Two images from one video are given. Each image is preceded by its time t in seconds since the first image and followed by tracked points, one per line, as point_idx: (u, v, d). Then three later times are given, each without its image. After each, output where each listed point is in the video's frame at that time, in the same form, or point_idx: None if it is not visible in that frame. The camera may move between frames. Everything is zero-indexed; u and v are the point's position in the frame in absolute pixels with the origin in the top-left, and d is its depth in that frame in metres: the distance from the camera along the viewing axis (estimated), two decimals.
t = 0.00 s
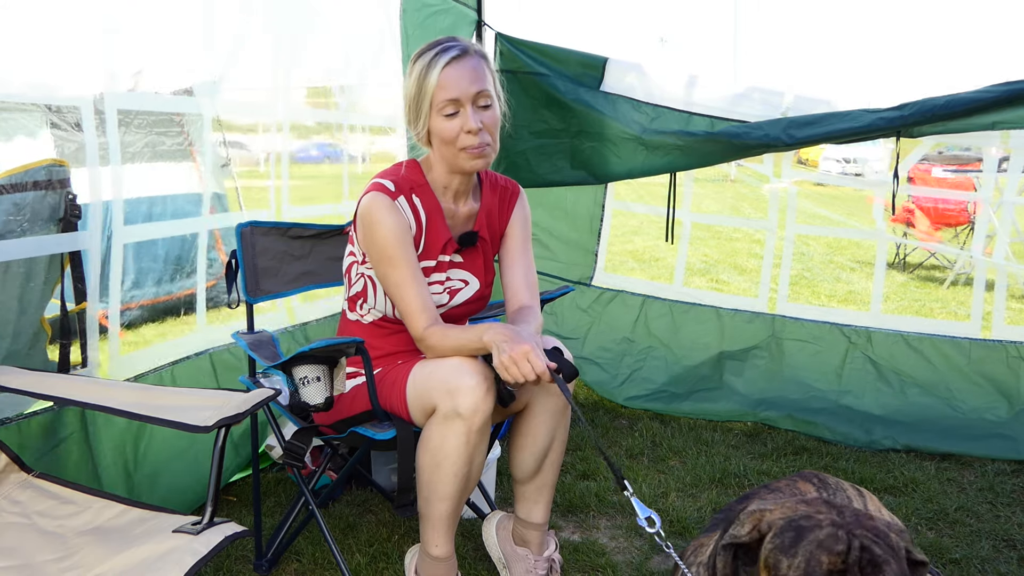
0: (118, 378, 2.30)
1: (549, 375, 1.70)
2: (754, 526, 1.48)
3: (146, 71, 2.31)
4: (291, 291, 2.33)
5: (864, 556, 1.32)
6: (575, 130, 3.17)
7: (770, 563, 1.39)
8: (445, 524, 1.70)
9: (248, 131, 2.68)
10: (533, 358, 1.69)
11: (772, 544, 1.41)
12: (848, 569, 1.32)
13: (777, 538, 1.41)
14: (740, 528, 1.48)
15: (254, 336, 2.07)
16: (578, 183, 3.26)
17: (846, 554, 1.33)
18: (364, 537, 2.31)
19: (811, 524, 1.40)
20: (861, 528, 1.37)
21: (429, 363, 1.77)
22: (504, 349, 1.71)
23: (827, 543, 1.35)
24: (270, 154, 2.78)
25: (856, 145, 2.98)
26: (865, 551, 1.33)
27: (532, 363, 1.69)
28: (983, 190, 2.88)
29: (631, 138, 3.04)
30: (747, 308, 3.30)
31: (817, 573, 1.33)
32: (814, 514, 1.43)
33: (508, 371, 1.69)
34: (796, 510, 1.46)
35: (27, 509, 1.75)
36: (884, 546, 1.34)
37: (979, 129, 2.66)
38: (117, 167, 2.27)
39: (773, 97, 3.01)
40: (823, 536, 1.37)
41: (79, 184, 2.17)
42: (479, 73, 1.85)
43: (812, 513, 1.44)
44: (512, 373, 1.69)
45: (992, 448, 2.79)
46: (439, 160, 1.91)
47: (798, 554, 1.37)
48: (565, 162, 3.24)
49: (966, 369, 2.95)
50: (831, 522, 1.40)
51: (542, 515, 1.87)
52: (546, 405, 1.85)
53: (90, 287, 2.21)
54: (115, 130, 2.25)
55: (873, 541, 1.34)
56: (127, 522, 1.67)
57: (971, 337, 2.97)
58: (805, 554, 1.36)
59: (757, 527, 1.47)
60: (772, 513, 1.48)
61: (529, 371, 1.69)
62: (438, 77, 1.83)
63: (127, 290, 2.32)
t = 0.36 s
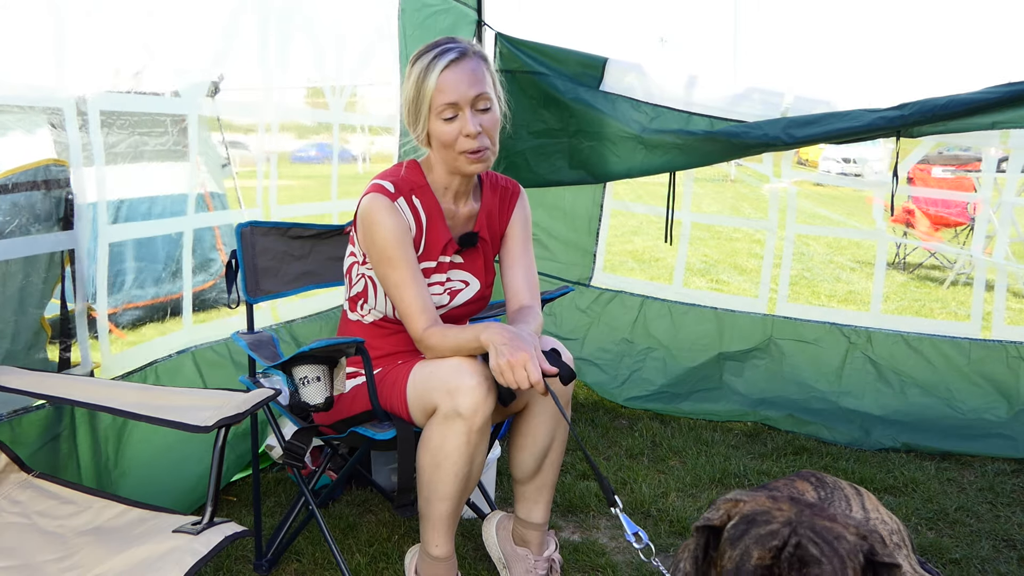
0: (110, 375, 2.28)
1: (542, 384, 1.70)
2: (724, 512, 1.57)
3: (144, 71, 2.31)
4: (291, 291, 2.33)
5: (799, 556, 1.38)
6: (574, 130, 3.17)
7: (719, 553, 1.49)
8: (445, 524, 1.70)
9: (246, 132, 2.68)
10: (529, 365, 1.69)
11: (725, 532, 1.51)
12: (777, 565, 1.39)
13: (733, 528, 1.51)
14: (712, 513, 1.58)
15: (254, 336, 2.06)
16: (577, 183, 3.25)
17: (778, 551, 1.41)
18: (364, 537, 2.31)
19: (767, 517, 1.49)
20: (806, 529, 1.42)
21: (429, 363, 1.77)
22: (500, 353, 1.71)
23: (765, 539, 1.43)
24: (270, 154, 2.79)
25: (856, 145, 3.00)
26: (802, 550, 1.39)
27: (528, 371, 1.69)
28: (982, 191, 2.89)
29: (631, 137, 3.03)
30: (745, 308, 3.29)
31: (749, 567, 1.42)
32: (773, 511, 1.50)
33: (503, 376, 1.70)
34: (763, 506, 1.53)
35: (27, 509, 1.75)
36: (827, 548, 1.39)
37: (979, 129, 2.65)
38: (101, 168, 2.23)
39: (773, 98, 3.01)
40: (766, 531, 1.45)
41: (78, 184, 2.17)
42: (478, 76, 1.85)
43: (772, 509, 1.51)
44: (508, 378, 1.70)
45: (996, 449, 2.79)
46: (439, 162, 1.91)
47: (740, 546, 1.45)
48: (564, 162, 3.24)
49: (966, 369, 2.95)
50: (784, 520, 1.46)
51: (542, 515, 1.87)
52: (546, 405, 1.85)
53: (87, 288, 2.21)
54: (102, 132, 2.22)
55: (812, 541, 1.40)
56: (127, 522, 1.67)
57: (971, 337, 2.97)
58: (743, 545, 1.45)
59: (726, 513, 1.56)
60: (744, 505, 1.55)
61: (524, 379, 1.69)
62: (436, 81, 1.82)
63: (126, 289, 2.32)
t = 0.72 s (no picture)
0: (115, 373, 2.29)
1: (537, 384, 1.68)
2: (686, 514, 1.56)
3: (143, 72, 2.31)
4: (291, 291, 2.33)
5: (772, 547, 1.39)
6: (574, 130, 3.18)
7: (688, 552, 1.47)
8: (445, 524, 1.70)
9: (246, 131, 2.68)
10: (525, 364, 1.68)
11: (693, 531, 1.49)
12: (751, 558, 1.38)
13: (700, 528, 1.49)
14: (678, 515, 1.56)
15: (254, 336, 2.06)
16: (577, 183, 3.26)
17: (752, 544, 1.40)
18: (364, 537, 2.31)
19: (733, 514, 1.47)
20: (774, 523, 1.43)
21: (429, 363, 1.77)
22: (498, 351, 1.71)
23: (738, 533, 1.42)
24: (269, 154, 2.79)
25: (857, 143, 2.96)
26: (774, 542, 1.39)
27: (523, 370, 1.68)
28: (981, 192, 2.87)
29: (630, 137, 3.04)
30: (743, 310, 3.30)
31: (723, 559, 1.39)
32: (737, 508, 1.50)
33: (498, 374, 1.69)
34: (726, 504, 1.53)
35: (27, 509, 1.75)
36: (795, 538, 1.41)
37: (979, 130, 2.64)
38: (90, 168, 2.20)
39: (773, 99, 2.98)
40: (737, 525, 1.44)
41: (76, 183, 2.16)
42: (470, 76, 1.85)
43: (736, 505, 1.50)
44: (503, 377, 1.69)
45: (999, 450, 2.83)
46: (434, 163, 1.91)
47: (711, 543, 1.43)
48: (563, 162, 3.24)
49: (967, 370, 2.95)
50: (752, 514, 1.46)
51: (542, 515, 1.87)
52: (546, 405, 1.85)
53: (89, 288, 2.21)
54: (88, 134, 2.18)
55: (783, 535, 1.40)
56: (127, 522, 1.67)
57: (973, 339, 2.96)
58: (717, 541, 1.43)
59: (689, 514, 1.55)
60: (706, 507, 1.54)
61: (519, 377, 1.68)
62: (427, 82, 1.83)
63: (125, 290, 2.31)
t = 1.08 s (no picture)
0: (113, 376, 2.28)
1: (534, 381, 1.68)
2: (683, 518, 1.55)
3: (143, 73, 2.30)
4: (291, 291, 2.33)
5: (782, 538, 1.39)
6: (574, 130, 3.18)
7: (693, 548, 1.45)
8: (445, 524, 1.70)
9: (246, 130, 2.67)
10: (523, 362, 1.69)
11: (696, 529, 1.48)
12: (761, 550, 1.38)
13: (702, 525, 1.48)
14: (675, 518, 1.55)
15: (254, 336, 2.06)
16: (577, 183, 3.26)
17: (761, 537, 1.40)
18: (364, 537, 2.31)
19: (736, 509, 1.47)
20: (780, 516, 1.44)
21: (428, 363, 1.77)
22: (495, 349, 1.71)
23: (745, 526, 1.42)
24: (269, 154, 2.79)
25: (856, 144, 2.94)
26: (781, 533, 1.40)
27: (520, 368, 1.68)
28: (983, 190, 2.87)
29: (630, 137, 3.04)
30: (743, 311, 3.31)
31: (732, 552, 1.39)
32: (738, 503, 1.50)
33: (495, 373, 1.69)
34: (725, 499, 1.53)
35: (27, 509, 1.75)
36: (800, 528, 1.42)
37: (979, 129, 2.65)
38: (89, 168, 2.20)
39: (772, 99, 2.97)
40: (743, 519, 1.44)
41: (76, 183, 2.16)
42: (465, 75, 1.84)
43: (737, 501, 1.51)
44: (500, 375, 1.69)
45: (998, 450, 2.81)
46: (431, 162, 1.91)
47: (717, 538, 1.43)
48: (563, 162, 3.25)
49: (970, 373, 2.95)
50: (755, 508, 1.46)
51: (542, 515, 1.87)
52: (545, 405, 1.85)
53: (90, 289, 2.21)
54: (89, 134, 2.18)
55: (790, 527, 1.41)
56: (127, 522, 1.67)
57: (975, 341, 2.96)
58: (724, 535, 1.42)
59: (685, 519, 1.54)
60: (704, 504, 1.55)
61: (517, 376, 1.68)
62: (422, 81, 1.83)
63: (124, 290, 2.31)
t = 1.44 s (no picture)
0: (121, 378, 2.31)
1: (534, 380, 1.68)
2: (680, 516, 1.55)
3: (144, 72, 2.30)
4: (291, 291, 2.33)
5: (782, 536, 1.39)
6: (574, 130, 3.18)
7: (691, 546, 1.45)
8: (445, 524, 1.70)
9: (247, 130, 2.66)
10: (522, 359, 1.69)
11: (695, 526, 1.47)
12: (761, 548, 1.38)
13: (701, 522, 1.47)
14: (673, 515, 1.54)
15: (254, 336, 2.07)
16: (577, 183, 3.27)
17: (760, 535, 1.40)
18: (364, 537, 2.31)
19: (734, 507, 1.47)
20: (779, 514, 1.44)
21: (429, 363, 1.77)
22: (494, 347, 1.71)
23: (744, 524, 1.42)
24: (268, 154, 2.77)
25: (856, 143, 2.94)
26: (781, 531, 1.40)
27: (520, 367, 1.68)
28: (985, 189, 2.85)
29: (630, 137, 3.04)
30: (743, 310, 3.31)
31: (731, 550, 1.39)
32: (736, 501, 1.50)
33: (495, 372, 1.69)
34: (723, 497, 1.53)
35: (26, 509, 1.75)
36: (799, 526, 1.42)
37: (980, 127, 2.65)
38: (102, 167, 2.23)
39: (773, 98, 2.96)
40: (742, 517, 1.44)
41: (79, 184, 2.17)
42: (468, 76, 1.85)
43: (736, 499, 1.50)
44: (500, 374, 1.69)
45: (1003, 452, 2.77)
46: (432, 163, 1.90)
47: (716, 535, 1.43)
48: (564, 162, 3.25)
49: (974, 371, 2.92)
50: (754, 506, 1.46)
51: (542, 515, 1.87)
52: (546, 405, 1.85)
53: (89, 288, 2.21)
54: (101, 133, 2.22)
55: (790, 525, 1.41)
56: (127, 522, 1.67)
57: (979, 341, 2.94)
58: (724, 532, 1.42)
59: (682, 516, 1.54)
60: (702, 502, 1.54)
61: (516, 374, 1.68)
62: (425, 81, 1.83)
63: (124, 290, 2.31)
